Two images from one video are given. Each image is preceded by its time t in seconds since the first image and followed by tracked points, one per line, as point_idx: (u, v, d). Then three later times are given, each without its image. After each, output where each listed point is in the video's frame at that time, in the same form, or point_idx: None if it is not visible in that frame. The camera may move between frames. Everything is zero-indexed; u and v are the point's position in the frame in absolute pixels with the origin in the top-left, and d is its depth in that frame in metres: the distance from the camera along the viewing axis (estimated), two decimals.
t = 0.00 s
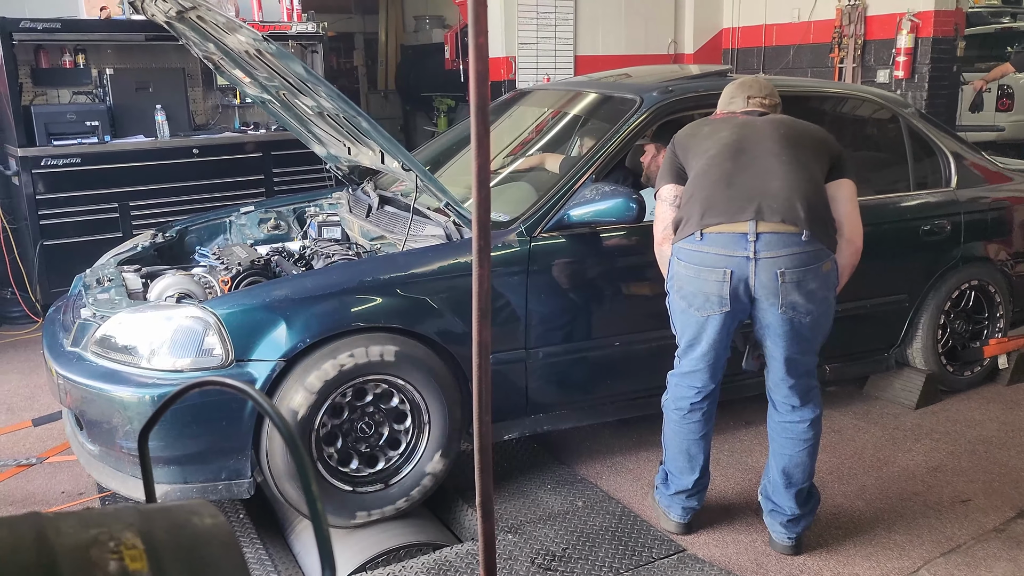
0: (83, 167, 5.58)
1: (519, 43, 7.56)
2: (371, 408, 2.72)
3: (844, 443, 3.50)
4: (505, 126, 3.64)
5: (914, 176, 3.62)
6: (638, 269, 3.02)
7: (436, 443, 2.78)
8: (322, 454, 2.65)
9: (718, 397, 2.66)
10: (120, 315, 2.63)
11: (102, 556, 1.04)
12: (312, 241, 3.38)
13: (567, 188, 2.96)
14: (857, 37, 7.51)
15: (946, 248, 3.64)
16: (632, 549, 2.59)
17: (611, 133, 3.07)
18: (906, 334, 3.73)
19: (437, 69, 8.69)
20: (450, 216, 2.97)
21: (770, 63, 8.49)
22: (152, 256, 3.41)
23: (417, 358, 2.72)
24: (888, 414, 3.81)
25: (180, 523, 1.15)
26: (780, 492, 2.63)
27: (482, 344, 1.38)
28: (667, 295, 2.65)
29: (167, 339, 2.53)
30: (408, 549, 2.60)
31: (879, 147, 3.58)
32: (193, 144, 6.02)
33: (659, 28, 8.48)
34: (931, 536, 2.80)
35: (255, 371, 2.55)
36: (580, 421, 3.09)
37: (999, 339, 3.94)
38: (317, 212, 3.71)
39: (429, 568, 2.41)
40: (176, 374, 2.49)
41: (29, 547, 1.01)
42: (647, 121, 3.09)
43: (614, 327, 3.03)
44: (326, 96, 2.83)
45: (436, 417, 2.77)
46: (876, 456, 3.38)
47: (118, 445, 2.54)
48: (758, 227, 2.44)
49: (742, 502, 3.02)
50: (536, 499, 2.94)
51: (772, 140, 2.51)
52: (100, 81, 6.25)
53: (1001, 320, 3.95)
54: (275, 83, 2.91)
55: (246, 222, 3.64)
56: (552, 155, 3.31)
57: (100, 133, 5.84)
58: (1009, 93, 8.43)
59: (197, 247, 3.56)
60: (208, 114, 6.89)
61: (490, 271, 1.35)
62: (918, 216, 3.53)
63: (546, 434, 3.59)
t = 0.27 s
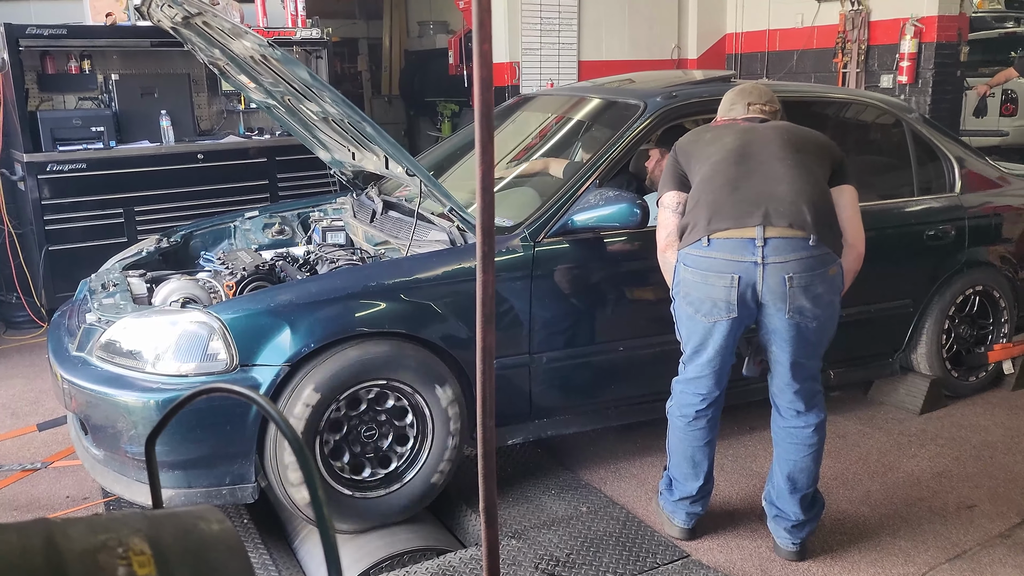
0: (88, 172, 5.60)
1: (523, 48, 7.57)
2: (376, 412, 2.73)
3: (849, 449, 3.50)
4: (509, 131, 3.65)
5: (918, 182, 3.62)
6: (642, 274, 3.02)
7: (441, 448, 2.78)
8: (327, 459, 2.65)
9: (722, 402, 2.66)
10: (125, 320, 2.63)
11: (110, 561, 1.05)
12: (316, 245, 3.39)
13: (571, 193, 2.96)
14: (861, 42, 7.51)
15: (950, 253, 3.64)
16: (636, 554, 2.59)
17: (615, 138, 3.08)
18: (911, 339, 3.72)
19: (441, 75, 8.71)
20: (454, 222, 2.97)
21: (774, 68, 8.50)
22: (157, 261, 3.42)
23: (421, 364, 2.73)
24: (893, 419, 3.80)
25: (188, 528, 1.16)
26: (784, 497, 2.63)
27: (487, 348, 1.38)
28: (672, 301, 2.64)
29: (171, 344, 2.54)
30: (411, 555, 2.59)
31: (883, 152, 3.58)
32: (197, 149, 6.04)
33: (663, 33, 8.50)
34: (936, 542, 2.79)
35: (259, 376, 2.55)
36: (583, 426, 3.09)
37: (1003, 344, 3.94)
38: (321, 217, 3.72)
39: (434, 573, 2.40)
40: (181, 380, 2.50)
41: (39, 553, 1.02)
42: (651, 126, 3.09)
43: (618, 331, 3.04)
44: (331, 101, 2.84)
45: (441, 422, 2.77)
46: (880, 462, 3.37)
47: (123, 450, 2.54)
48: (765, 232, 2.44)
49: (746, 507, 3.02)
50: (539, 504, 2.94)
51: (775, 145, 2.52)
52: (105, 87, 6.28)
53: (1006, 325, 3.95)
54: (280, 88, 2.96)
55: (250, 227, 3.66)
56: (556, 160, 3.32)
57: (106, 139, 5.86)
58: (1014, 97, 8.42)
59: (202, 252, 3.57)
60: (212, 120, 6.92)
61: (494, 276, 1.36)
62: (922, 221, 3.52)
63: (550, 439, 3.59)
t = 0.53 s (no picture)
0: (90, 175, 5.62)
1: (524, 51, 7.58)
2: (377, 415, 2.73)
3: (850, 452, 3.49)
4: (510, 134, 3.66)
5: (919, 185, 3.62)
6: (643, 277, 3.02)
7: (441, 451, 2.79)
8: (328, 462, 2.65)
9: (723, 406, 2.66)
10: (127, 323, 2.64)
11: (112, 564, 1.05)
12: (317, 249, 3.39)
13: (572, 196, 2.96)
14: (862, 45, 7.54)
15: (951, 257, 3.64)
16: (637, 558, 2.58)
17: (615, 142, 3.08)
18: (912, 342, 3.72)
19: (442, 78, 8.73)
20: (455, 225, 2.97)
21: (775, 71, 8.51)
22: (159, 264, 3.43)
23: (423, 367, 2.73)
24: (894, 423, 3.79)
25: (190, 530, 1.16)
26: (785, 500, 2.62)
27: (488, 351, 1.38)
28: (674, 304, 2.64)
29: (173, 347, 2.54)
30: (411, 558, 2.58)
31: (883, 155, 3.59)
32: (199, 153, 6.04)
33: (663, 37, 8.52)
34: (938, 546, 2.78)
35: (261, 379, 2.56)
36: (584, 430, 3.09)
37: (1005, 347, 3.95)
38: (322, 221, 3.72)
39: None
40: (182, 383, 2.50)
41: (42, 555, 1.02)
42: (651, 129, 3.09)
43: (619, 335, 3.03)
44: (333, 105, 2.84)
45: (442, 425, 2.77)
46: (882, 465, 3.37)
47: (124, 453, 2.54)
48: (767, 237, 2.44)
49: (747, 511, 3.01)
50: (540, 508, 2.94)
51: (776, 148, 2.52)
52: (107, 90, 6.29)
53: (1008, 328, 3.95)
54: (282, 92, 2.97)
55: (252, 230, 3.66)
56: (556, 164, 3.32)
57: (108, 142, 5.87)
58: (1015, 100, 8.42)
59: (203, 256, 3.57)
60: (214, 123, 6.93)
61: (495, 279, 1.36)
62: (923, 225, 3.52)
63: (551, 442, 3.59)
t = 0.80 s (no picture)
0: (89, 177, 5.62)
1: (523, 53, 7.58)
2: (376, 418, 2.73)
3: (849, 454, 3.49)
4: (509, 137, 3.66)
5: (918, 187, 3.62)
6: (642, 280, 3.02)
7: (440, 453, 2.78)
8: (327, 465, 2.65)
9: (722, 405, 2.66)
10: (126, 326, 2.64)
11: (110, 566, 1.05)
12: (316, 251, 3.39)
13: (571, 198, 2.96)
14: (860, 48, 7.49)
15: (950, 259, 3.64)
16: (636, 560, 2.58)
17: (615, 144, 3.08)
18: (911, 345, 3.72)
19: (442, 81, 8.74)
20: (454, 227, 2.97)
21: (774, 74, 8.51)
22: (158, 267, 3.43)
23: (422, 369, 2.73)
24: (893, 425, 3.79)
25: (187, 532, 1.16)
26: (785, 501, 2.63)
27: (485, 353, 1.38)
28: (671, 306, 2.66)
29: (172, 349, 2.54)
30: (410, 561, 2.58)
31: (882, 158, 3.59)
32: (198, 155, 6.05)
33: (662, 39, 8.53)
34: (937, 548, 2.78)
35: (259, 381, 2.55)
36: (584, 432, 3.08)
37: (1005, 349, 3.94)
38: (321, 223, 3.72)
39: None
40: (181, 385, 2.50)
41: (39, 558, 1.02)
42: (650, 132, 3.09)
43: (619, 337, 3.03)
44: (331, 107, 2.85)
45: (441, 428, 2.77)
46: (881, 467, 3.37)
47: (123, 456, 2.54)
48: (758, 244, 2.44)
49: (747, 513, 3.01)
50: (539, 510, 2.94)
51: (772, 153, 2.51)
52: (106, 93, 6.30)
53: (1006, 330, 3.95)
54: (281, 94, 2.96)
55: (251, 232, 3.67)
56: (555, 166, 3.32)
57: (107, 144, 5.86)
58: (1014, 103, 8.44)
59: (202, 258, 3.57)
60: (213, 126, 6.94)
61: (493, 282, 1.36)
62: (922, 227, 3.53)
63: (550, 444, 3.59)
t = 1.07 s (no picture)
0: (88, 179, 5.62)
1: (522, 55, 7.60)
2: (375, 419, 2.73)
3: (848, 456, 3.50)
4: (508, 139, 3.66)
5: (917, 190, 3.63)
6: (641, 282, 3.02)
7: (439, 455, 2.78)
8: (325, 466, 2.65)
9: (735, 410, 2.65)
10: (124, 327, 2.64)
11: (109, 566, 1.05)
12: (315, 253, 3.39)
13: (570, 200, 2.97)
14: (859, 50, 7.55)
15: (948, 261, 3.65)
16: (634, 562, 2.58)
17: (614, 146, 3.08)
18: (909, 347, 3.73)
19: (441, 83, 8.74)
20: (453, 229, 2.97)
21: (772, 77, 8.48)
22: (157, 268, 3.43)
23: (420, 371, 2.73)
24: (891, 427, 3.80)
25: (186, 533, 1.16)
26: (841, 513, 2.53)
27: (484, 355, 1.39)
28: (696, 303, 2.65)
29: (170, 350, 2.54)
30: (409, 562, 2.58)
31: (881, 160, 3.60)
32: (197, 156, 6.05)
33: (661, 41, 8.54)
34: (935, 549, 2.79)
35: (258, 383, 2.55)
36: (582, 434, 3.09)
37: (1002, 352, 3.92)
38: (320, 225, 3.72)
39: None
40: (180, 387, 2.50)
41: (38, 559, 1.02)
42: (649, 134, 3.10)
43: (618, 339, 3.04)
44: (331, 109, 2.85)
45: (439, 430, 2.77)
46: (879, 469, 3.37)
47: (121, 457, 2.54)
48: (788, 247, 2.42)
49: (745, 514, 3.02)
50: (538, 511, 2.94)
51: (800, 150, 2.45)
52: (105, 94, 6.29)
53: (1004, 332, 3.95)
54: (280, 96, 2.96)
55: (250, 234, 3.67)
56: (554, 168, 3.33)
57: (106, 145, 5.86)
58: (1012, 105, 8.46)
59: (201, 259, 3.57)
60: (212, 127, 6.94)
61: (492, 283, 1.36)
62: (920, 229, 3.53)
63: (549, 446, 3.60)
